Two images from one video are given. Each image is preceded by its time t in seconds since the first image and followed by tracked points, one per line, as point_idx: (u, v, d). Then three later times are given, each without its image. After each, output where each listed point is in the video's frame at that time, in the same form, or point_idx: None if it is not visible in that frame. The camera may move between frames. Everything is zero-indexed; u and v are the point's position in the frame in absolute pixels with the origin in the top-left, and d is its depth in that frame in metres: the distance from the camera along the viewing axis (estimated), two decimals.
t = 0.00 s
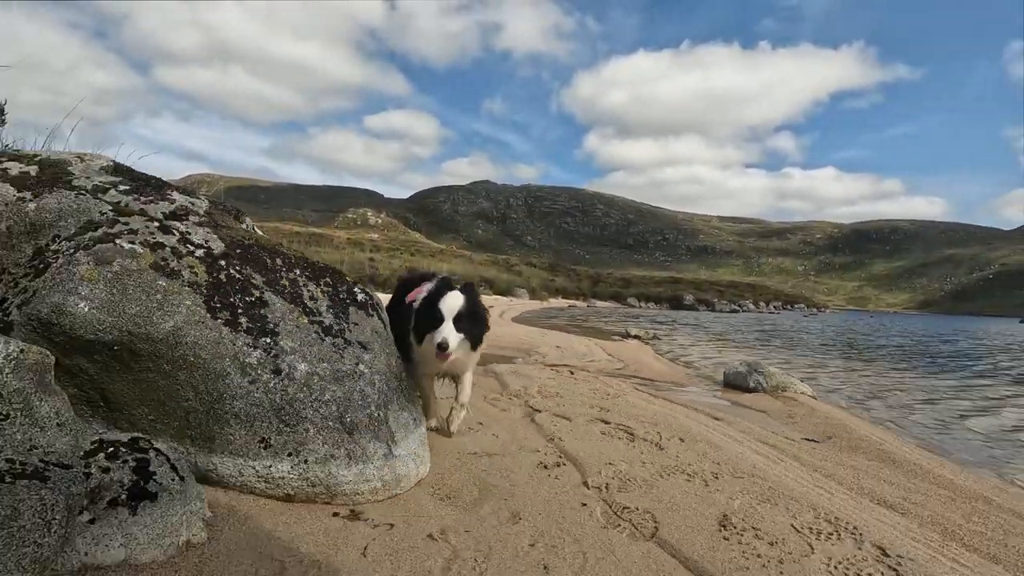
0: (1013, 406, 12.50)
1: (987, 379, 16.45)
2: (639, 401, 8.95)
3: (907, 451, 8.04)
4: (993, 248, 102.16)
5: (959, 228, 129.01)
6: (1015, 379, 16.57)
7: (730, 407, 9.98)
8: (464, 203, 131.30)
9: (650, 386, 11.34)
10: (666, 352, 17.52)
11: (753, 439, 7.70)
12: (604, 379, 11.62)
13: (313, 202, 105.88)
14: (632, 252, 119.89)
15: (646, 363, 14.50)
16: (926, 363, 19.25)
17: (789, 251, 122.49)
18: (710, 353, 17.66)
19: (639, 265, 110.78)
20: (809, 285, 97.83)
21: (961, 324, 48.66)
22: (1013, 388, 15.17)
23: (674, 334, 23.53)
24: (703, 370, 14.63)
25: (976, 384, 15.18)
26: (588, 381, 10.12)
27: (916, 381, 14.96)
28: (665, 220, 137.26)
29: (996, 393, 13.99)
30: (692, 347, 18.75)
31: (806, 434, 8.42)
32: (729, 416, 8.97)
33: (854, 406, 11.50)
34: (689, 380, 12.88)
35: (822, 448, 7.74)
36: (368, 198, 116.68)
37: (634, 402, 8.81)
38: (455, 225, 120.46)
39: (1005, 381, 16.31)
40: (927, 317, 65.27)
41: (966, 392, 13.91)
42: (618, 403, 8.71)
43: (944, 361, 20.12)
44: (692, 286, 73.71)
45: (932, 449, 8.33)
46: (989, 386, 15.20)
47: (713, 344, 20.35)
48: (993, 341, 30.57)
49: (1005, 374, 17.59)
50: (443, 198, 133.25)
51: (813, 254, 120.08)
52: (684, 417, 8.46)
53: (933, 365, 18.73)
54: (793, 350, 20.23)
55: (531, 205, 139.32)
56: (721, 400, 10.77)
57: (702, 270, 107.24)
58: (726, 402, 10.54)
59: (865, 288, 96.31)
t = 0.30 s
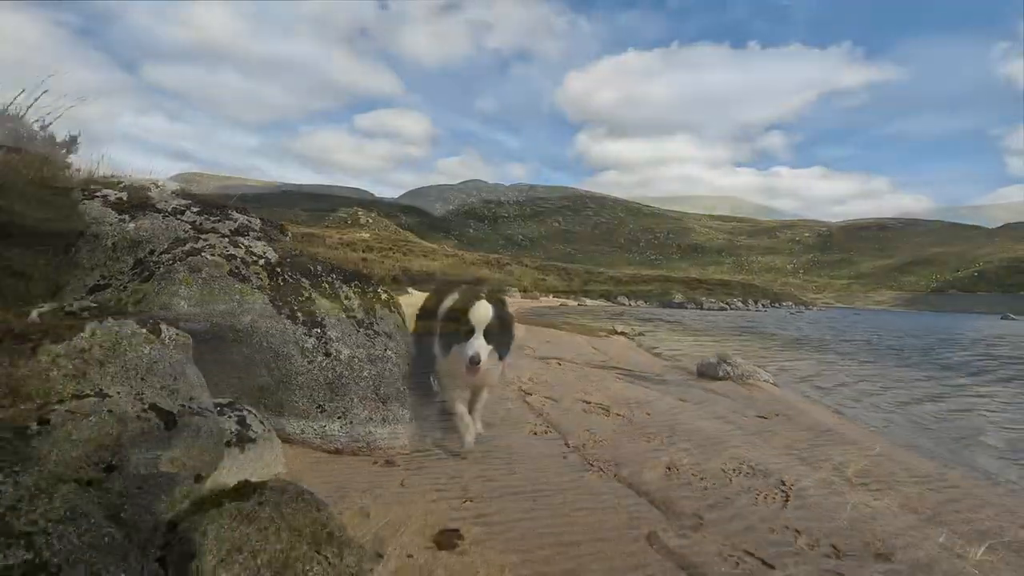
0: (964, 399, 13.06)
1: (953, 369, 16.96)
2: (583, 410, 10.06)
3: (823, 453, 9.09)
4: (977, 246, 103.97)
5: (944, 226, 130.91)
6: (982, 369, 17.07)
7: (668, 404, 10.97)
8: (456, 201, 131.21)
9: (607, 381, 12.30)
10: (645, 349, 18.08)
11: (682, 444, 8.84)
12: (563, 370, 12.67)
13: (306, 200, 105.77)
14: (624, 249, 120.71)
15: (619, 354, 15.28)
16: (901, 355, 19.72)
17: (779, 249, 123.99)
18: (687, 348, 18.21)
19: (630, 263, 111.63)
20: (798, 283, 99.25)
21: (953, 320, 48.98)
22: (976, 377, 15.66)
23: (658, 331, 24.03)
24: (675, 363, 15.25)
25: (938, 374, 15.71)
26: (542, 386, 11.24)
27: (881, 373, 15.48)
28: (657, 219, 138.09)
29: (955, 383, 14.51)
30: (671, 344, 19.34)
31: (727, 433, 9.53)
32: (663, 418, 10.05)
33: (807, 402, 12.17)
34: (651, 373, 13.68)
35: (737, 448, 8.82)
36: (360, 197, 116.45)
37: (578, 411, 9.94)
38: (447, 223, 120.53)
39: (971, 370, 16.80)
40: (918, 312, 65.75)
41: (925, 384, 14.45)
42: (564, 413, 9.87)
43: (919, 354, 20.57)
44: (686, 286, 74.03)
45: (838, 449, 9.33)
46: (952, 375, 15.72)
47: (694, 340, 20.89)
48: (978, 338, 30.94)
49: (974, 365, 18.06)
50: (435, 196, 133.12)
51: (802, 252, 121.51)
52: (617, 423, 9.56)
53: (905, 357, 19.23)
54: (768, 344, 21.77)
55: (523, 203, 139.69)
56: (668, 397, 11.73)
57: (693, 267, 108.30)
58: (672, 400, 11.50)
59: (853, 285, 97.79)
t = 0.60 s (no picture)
0: (892, 523, 13.86)
1: (898, 468, 17.74)
2: (494, 523, 13.64)
3: (673, 552, 12.36)
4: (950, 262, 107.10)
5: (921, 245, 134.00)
6: (926, 467, 17.85)
7: (568, 515, 14.05)
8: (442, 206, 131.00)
9: (521, 490, 15.62)
10: (605, 452, 18.91)
11: (561, 549, 12.44)
12: (489, 487, 15.81)
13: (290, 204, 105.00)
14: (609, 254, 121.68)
15: (558, 468, 17.31)
16: (857, 440, 20.50)
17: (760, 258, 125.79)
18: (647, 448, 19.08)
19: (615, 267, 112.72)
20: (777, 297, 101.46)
21: (928, 342, 49.96)
22: (914, 484, 16.47)
23: (628, 407, 24.73)
24: (625, 483, 16.22)
25: (880, 480, 16.50)
26: (465, 503, 14.75)
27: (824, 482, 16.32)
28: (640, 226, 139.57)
29: (891, 500, 15.30)
30: (634, 440, 20.15)
31: (596, 535, 13.09)
32: (552, 524, 13.60)
33: (736, 534, 13.27)
34: (575, 484, 16.07)
35: (598, 548, 12.46)
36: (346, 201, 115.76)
37: (487, 525, 13.55)
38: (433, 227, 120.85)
39: (914, 470, 17.60)
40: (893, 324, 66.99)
41: (863, 499, 15.28)
42: (477, 527, 13.44)
43: (875, 433, 21.36)
44: (668, 316, 75.04)
45: (693, 553, 12.36)
46: (893, 483, 16.52)
47: (659, 427, 21.68)
48: (944, 383, 31.76)
49: (920, 456, 18.87)
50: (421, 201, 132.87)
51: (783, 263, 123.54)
52: (515, 533, 13.18)
53: (859, 444, 20.01)
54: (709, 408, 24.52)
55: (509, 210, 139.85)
56: (577, 511, 14.32)
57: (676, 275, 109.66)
58: (578, 511, 14.32)
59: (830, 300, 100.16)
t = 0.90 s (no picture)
0: (861, 517, 14.18)
1: (867, 463, 18.20)
2: (468, 520, 13.73)
3: (646, 547, 12.57)
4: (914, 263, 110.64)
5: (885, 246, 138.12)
6: (894, 461, 18.33)
7: (543, 513, 14.22)
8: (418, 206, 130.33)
9: (495, 489, 15.70)
10: (581, 450, 19.10)
11: (535, 545, 12.59)
12: (462, 486, 15.87)
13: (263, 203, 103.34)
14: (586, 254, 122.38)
15: (533, 467, 17.40)
16: (827, 436, 20.97)
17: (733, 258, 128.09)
18: (623, 445, 19.23)
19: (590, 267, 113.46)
20: (749, 300, 103.29)
21: (892, 339, 51.50)
22: (882, 479, 16.91)
23: (604, 406, 24.89)
24: (602, 481, 16.30)
25: (850, 475, 16.89)
26: (439, 502, 14.79)
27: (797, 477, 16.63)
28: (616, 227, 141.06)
29: (860, 494, 15.66)
30: (610, 439, 20.28)
31: (570, 531, 13.27)
32: (526, 522, 13.73)
33: (711, 530, 13.46)
34: (551, 483, 16.20)
35: (571, 545, 12.62)
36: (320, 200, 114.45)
37: (461, 523, 13.60)
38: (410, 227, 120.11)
39: (882, 464, 18.07)
40: (859, 321, 68.90)
41: (834, 494, 15.62)
42: (451, 525, 13.50)
43: (845, 429, 21.86)
44: (643, 315, 75.83)
45: (667, 548, 12.57)
46: (863, 478, 16.92)
47: (635, 426, 21.87)
48: (908, 379, 32.76)
49: (887, 451, 19.40)
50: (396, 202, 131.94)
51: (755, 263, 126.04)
52: (489, 530, 13.28)
53: (830, 440, 20.47)
54: (680, 406, 25.02)
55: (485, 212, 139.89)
56: (553, 508, 14.46)
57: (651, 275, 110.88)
58: (553, 509, 14.46)
59: (800, 302, 102.66)
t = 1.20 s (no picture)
0: (829, 512, 14.57)
1: (837, 457, 18.69)
2: (444, 520, 13.67)
3: (620, 545, 12.72)
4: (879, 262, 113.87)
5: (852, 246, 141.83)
6: (863, 456, 18.80)
7: (520, 512, 14.27)
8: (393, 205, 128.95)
9: (473, 489, 15.65)
10: (559, 449, 19.16)
11: (512, 544, 12.61)
12: (439, 486, 15.80)
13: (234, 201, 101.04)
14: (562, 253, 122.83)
15: (511, 467, 17.41)
16: (798, 432, 21.44)
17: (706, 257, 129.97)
18: (600, 443, 19.43)
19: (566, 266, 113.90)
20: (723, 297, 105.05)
21: (859, 336, 52.95)
22: (850, 473, 17.35)
23: (582, 405, 25.08)
24: (580, 480, 16.43)
25: (820, 471, 17.27)
26: (415, 502, 14.69)
27: (768, 472, 17.06)
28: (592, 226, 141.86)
29: (830, 489, 16.06)
30: (587, 437, 20.45)
31: (547, 530, 13.32)
32: (503, 521, 13.73)
33: (684, 525, 13.75)
34: (530, 483, 16.22)
35: (548, 543, 12.66)
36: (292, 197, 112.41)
37: (438, 524, 13.51)
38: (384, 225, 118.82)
39: (850, 458, 18.54)
40: (828, 319, 70.53)
41: (804, 488, 16.02)
42: (427, 526, 13.42)
43: (816, 425, 22.38)
44: (619, 312, 76.50)
45: (642, 544, 12.77)
46: (833, 473, 17.34)
47: (612, 424, 22.07)
48: (876, 375, 33.68)
49: (857, 446, 19.90)
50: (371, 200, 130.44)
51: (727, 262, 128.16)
52: (466, 530, 13.24)
53: (801, 436, 20.92)
54: (656, 404, 25.32)
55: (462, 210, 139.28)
56: (530, 507, 14.56)
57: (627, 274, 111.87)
58: (530, 507, 14.54)
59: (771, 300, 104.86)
